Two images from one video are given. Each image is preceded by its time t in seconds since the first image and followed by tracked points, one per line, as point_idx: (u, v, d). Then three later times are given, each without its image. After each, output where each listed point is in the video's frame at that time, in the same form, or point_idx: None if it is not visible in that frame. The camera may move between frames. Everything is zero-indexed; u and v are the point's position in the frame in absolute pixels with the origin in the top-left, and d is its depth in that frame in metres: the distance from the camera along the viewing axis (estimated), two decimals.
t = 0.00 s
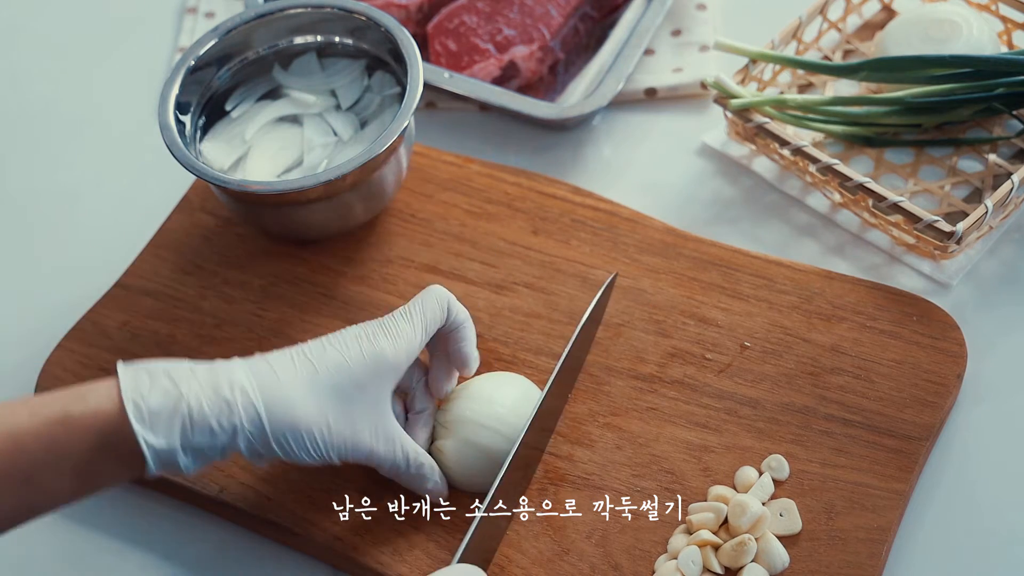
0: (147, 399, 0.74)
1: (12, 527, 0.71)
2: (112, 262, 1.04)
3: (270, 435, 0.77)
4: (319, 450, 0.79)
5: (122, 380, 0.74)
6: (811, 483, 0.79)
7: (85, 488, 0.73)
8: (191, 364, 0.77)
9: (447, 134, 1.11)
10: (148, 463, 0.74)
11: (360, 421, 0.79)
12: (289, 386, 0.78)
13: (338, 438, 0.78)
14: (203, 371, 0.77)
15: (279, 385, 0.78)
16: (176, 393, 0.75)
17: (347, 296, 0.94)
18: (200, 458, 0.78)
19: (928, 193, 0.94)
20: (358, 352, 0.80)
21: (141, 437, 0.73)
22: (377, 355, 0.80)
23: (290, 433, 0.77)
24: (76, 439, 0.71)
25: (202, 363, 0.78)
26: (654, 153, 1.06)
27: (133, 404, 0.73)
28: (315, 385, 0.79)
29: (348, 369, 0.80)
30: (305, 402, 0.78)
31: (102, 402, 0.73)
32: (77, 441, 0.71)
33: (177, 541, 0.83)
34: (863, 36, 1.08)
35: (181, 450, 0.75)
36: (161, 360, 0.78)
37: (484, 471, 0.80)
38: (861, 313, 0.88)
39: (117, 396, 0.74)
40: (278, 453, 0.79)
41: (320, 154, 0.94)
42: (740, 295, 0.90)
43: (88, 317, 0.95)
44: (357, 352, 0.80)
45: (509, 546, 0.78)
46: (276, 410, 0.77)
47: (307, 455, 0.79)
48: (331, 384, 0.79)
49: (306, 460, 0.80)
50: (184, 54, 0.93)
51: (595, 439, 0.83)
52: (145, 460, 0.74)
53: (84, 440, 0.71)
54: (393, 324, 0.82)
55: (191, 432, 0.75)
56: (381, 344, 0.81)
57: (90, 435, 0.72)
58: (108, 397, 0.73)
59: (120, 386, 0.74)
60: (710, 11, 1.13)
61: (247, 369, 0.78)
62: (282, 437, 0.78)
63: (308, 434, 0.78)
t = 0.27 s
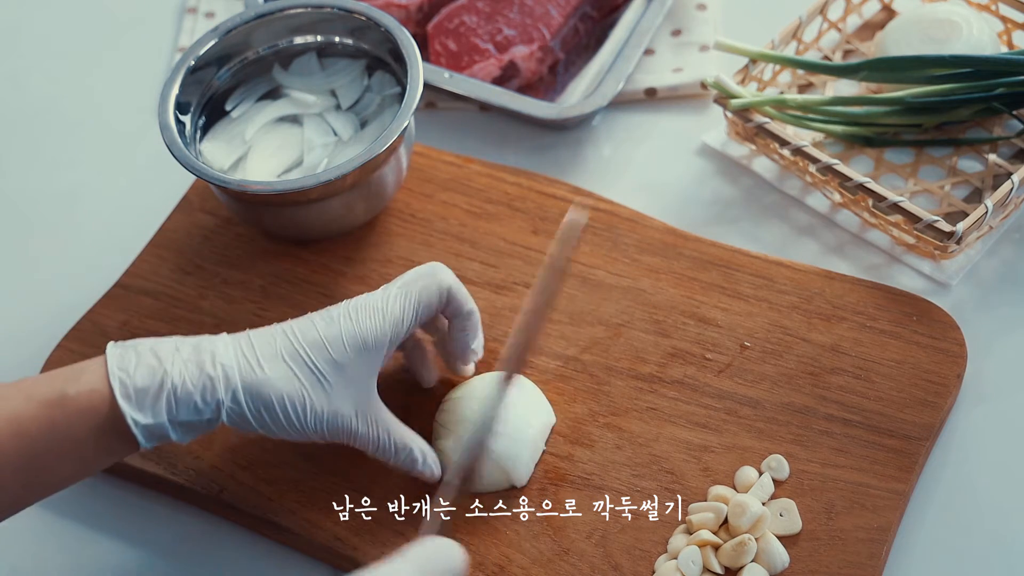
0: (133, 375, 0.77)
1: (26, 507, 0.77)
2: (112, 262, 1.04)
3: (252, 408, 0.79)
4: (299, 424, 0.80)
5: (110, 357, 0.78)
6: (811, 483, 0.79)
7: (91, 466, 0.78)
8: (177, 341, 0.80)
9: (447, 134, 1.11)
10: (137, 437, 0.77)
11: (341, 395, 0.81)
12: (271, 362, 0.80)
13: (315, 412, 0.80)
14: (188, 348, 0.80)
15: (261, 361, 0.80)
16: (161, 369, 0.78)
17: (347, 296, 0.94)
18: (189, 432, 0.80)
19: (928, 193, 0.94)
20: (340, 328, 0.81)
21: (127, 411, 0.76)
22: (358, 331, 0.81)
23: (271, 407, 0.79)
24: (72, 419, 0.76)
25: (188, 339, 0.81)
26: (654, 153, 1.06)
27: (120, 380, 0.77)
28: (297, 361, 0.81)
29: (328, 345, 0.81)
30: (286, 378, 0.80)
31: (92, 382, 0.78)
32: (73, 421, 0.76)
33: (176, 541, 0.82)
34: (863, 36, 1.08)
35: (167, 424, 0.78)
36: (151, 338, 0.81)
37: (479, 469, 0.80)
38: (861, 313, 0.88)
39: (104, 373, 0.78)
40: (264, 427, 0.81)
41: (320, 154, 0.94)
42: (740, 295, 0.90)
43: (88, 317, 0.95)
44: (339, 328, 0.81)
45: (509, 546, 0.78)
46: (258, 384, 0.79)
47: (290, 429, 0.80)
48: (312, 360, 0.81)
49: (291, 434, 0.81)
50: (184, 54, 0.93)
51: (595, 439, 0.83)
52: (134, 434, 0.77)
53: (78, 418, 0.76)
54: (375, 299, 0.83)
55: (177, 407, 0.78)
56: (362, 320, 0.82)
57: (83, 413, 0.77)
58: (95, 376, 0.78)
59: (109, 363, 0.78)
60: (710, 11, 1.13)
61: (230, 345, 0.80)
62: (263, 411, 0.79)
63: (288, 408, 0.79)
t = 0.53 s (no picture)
0: (138, 373, 0.78)
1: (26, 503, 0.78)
2: (112, 262, 1.04)
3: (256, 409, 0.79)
4: (302, 425, 0.80)
5: (116, 354, 0.79)
6: (811, 483, 0.79)
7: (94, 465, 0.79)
8: (182, 341, 0.81)
9: (447, 135, 1.11)
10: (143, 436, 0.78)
11: (345, 397, 0.81)
12: (274, 363, 0.80)
13: (317, 413, 0.80)
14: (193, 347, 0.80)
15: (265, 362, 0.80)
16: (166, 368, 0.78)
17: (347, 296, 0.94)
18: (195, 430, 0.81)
19: (928, 193, 0.94)
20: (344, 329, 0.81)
21: (132, 410, 0.77)
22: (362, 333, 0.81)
23: (274, 407, 0.80)
24: (78, 419, 0.76)
25: (193, 339, 0.81)
26: (654, 153, 1.06)
27: (126, 378, 0.77)
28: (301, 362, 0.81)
29: (332, 346, 0.81)
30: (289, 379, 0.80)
31: (100, 382, 0.77)
32: (79, 421, 0.76)
33: (176, 541, 0.82)
34: (863, 36, 1.08)
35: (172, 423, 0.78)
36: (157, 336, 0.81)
37: (472, 467, 0.80)
38: (861, 314, 0.88)
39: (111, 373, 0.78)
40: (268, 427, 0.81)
41: (320, 154, 0.94)
42: (740, 295, 0.90)
43: (88, 317, 0.95)
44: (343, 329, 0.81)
45: (509, 547, 0.78)
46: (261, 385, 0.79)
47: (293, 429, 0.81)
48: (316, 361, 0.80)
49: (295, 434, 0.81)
50: (184, 55, 0.93)
51: (595, 439, 0.83)
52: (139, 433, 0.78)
53: (85, 418, 0.76)
54: (380, 300, 0.82)
55: (181, 407, 0.78)
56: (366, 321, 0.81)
57: (89, 413, 0.76)
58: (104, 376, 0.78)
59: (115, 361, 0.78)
60: (710, 11, 1.13)
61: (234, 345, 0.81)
62: (266, 412, 0.80)
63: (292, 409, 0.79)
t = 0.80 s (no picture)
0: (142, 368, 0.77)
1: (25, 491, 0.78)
2: (112, 262, 1.04)
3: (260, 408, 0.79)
4: (305, 426, 0.80)
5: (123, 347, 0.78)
6: (811, 483, 0.79)
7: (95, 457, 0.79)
8: (188, 336, 0.80)
9: (447, 135, 1.11)
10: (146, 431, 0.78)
11: (350, 399, 0.80)
12: (281, 363, 0.79)
13: (321, 415, 0.80)
14: (198, 343, 0.80)
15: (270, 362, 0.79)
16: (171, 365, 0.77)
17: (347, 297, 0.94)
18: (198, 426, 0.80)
19: (928, 193, 0.94)
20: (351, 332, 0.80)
21: (136, 406, 0.76)
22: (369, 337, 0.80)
23: (278, 408, 0.79)
24: (81, 413, 0.76)
25: (199, 334, 0.80)
26: (654, 153, 1.06)
27: (130, 372, 0.77)
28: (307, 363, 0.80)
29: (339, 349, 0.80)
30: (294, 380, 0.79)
31: (105, 377, 0.77)
32: (82, 415, 0.76)
33: (176, 541, 0.83)
34: (863, 36, 1.08)
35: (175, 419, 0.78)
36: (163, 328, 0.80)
37: (470, 467, 0.81)
38: (861, 314, 0.88)
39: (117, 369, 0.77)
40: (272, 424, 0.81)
41: (321, 154, 0.94)
42: (741, 295, 0.90)
43: (88, 317, 0.95)
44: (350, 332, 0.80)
45: (509, 547, 0.78)
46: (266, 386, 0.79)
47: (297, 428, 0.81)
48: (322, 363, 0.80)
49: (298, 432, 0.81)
50: (183, 55, 0.93)
51: (595, 439, 0.83)
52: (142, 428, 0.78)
53: (88, 414, 0.76)
54: (388, 303, 0.81)
55: (184, 405, 0.78)
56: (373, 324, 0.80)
57: (93, 409, 0.76)
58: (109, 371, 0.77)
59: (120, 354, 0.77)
60: (710, 11, 1.13)
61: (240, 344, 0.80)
62: (271, 412, 0.80)
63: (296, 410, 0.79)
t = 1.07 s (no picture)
0: (130, 377, 0.77)
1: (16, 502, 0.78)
2: (112, 262, 1.04)
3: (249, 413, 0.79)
4: (295, 430, 0.80)
5: (110, 357, 0.78)
6: (811, 483, 0.79)
7: (84, 466, 0.79)
8: (176, 345, 0.80)
9: (447, 135, 1.11)
10: (136, 440, 0.78)
11: (338, 401, 0.80)
12: (267, 367, 0.80)
13: (311, 417, 0.80)
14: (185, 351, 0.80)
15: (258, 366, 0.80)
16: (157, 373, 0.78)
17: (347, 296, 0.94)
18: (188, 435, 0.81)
19: (928, 193, 0.94)
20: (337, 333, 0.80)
21: (124, 415, 0.77)
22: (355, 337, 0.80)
23: (267, 412, 0.79)
24: (69, 423, 0.76)
25: (187, 342, 0.81)
26: (654, 153, 1.06)
27: (118, 382, 0.77)
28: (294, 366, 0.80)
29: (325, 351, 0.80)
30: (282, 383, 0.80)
31: (92, 386, 0.77)
32: (70, 424, 0.76)
33: (176, 540, 0.83)
34: (863, 36, 1.08)
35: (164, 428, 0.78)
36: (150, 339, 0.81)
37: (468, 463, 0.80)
38: (861, 313, 0.88)
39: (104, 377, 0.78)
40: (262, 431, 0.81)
41: (320, 154, 0.94)
42: (741, 295, 0.90)
43: (88, 317, 0.95)
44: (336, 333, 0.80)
45: (509, 547, 0.78)
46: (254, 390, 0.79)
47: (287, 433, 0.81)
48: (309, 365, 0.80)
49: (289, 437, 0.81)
50: (183, 54, 0.93)
51: (595, 439, 0.83)
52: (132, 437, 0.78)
53: (77, 421, 0.77)
54: (374, 303, 0.82)
55: (173, 413, 0.78)
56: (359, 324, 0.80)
57: (82, 416, 0.77)
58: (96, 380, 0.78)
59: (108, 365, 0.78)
60: (710, 11, 1.13)
61: (227, 349, 0.80)
62: (260, 416, 0.80)
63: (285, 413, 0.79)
